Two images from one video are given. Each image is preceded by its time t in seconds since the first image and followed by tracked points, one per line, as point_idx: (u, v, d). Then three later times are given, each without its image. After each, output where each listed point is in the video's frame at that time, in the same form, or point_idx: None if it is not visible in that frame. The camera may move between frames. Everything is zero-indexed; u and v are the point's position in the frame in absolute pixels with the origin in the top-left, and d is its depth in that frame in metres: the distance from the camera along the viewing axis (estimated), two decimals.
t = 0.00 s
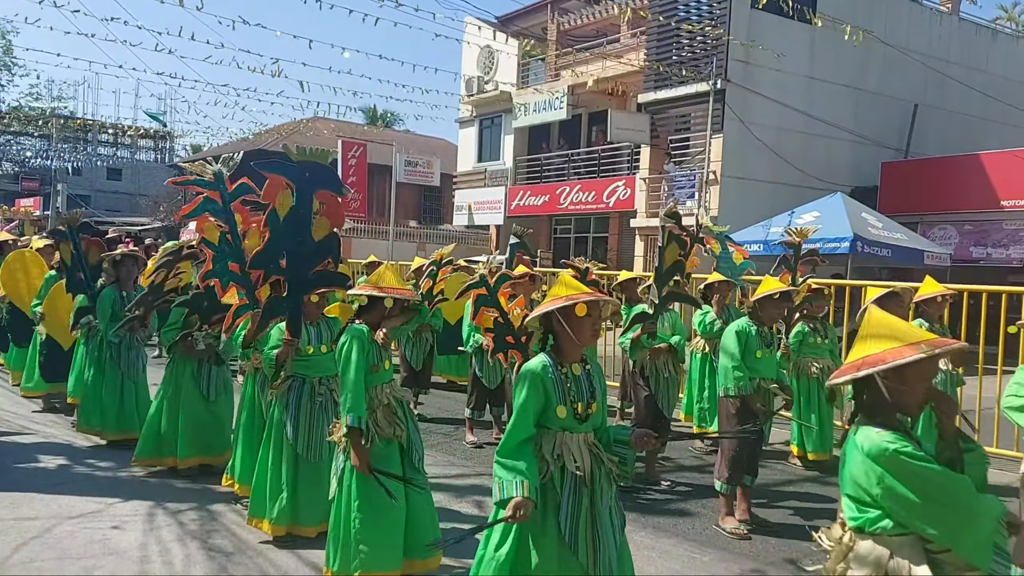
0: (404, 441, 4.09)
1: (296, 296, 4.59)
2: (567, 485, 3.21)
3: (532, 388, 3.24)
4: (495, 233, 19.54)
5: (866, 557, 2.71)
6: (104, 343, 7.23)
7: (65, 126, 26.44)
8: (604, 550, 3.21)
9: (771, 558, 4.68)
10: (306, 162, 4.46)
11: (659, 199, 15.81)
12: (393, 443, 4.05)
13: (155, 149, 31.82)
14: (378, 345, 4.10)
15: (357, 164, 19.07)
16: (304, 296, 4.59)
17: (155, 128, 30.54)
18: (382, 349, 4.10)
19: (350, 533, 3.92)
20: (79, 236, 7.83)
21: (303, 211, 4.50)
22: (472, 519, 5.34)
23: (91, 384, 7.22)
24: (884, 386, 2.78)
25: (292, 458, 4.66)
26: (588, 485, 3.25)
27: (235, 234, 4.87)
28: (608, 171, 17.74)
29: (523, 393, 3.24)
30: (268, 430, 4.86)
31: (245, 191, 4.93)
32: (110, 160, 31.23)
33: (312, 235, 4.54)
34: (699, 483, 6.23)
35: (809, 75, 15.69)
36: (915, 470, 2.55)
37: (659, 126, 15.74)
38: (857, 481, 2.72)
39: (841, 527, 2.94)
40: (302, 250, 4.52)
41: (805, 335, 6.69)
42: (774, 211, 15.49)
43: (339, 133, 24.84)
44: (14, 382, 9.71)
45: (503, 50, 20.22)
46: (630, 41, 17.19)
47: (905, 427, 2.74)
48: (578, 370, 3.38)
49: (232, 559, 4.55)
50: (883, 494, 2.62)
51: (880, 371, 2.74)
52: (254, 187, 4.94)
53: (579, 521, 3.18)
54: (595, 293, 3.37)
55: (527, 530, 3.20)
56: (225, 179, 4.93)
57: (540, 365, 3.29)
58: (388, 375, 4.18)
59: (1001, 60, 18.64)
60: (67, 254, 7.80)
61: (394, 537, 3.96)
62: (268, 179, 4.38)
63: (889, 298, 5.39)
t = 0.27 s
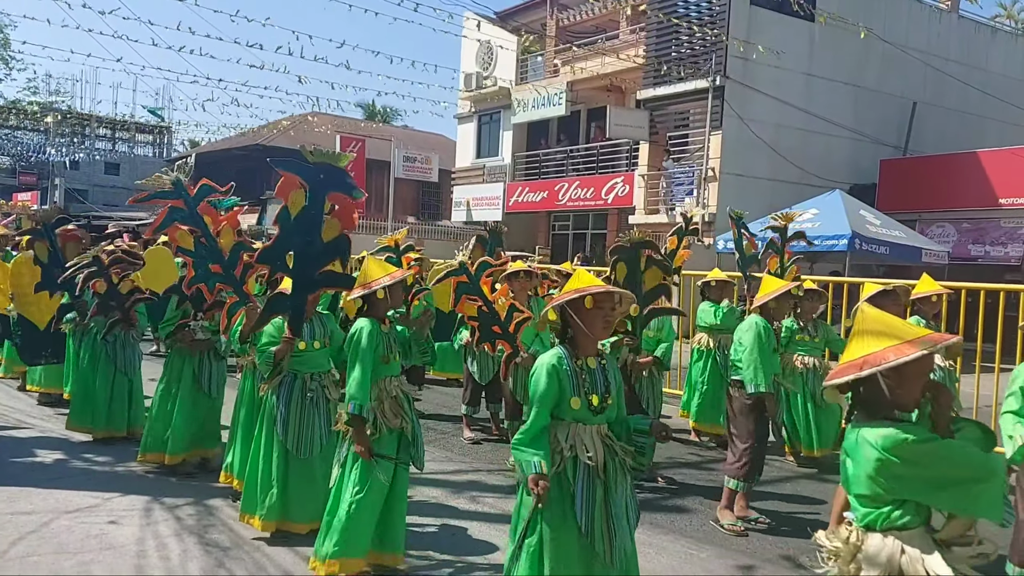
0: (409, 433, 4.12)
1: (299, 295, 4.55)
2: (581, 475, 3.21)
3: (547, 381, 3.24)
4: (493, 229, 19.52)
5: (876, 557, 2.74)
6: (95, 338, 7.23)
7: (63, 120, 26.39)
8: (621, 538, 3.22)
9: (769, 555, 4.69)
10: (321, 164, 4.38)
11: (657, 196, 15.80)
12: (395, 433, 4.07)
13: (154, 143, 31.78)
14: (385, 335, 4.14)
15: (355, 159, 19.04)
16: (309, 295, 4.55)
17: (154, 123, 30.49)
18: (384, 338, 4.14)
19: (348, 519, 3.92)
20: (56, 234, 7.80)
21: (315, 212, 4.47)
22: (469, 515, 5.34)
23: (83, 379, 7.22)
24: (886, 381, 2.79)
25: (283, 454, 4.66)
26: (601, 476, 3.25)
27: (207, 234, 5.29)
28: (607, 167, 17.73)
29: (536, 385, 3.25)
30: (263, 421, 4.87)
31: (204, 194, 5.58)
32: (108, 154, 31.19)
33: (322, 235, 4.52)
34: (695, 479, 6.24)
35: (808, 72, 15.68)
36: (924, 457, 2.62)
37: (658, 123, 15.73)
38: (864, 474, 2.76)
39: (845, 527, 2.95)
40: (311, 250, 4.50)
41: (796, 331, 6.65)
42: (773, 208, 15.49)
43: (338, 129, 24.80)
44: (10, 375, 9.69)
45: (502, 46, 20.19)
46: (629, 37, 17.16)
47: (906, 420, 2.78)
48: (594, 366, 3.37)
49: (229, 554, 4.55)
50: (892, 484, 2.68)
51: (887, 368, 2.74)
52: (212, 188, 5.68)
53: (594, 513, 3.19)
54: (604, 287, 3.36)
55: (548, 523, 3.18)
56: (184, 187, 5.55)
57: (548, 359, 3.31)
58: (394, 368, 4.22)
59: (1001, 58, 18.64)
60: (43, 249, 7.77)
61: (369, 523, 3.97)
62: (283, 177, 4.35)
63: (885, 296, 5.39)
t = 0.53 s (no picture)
0: (402, 427, 4.14)
1: (293, 289, 4.52)
2: (577, 471, 3.21)
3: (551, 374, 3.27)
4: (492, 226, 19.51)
5: (882, 558, 2.73)
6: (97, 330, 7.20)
7: (60, 115, 26.35)
8: (615, 533, 3.21)
9: (765, 551, 4.70)
10: (293, 154, 4.37)
11: (655, 193, 15.79)
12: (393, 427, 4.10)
13: (151, 139, 31.74)
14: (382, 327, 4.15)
15: (354, 155, 19.02)
16: (303, 289, 4.52)
17: (151, 118, 30.45)
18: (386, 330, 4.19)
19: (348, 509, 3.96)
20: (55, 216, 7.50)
21: (294, 204, 4.47)
22: (465, 511, 5.35)
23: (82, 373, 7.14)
24: (889, 378, 2.79)
25: (277, 452, 4.64)
26: (597, 473, 3.25)
27: (218, 224, 5.18)
28: (606, 164, 17.72)
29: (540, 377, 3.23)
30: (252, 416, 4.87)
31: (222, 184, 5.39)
32: (106, 150, 31.16)
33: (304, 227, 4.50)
34: (691, 476, 6.25)
35: (806, 69, 15.67)
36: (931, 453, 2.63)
37: (656, 119, 15.72)
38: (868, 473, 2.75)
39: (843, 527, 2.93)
40: (295, 243, 4.48)
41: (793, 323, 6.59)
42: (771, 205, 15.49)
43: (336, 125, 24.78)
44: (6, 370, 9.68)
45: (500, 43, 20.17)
46: (628, 33, 17.14)
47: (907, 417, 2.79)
48: (592, 361, 3.38)
49: (225, 550, 4.55)
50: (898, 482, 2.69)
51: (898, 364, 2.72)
52: (231, 180, 5.48)
53: (589, 510, 3.17)
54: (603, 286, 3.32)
55: (539, 520, 3.19)
56: (204, 175, 5.35)
57: (552, 355, 3.31)
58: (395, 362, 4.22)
59: (999, 55, 18.63)
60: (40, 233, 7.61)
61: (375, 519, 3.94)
62: (261, 176, 4.39)
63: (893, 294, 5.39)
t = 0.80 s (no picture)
0: (384, 428, 4.03)
1: (281, 293, 4.54)
2: (580, 468, 3.20)
3: (556, 368, 3.20)
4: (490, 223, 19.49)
5: (870, 556, 2.73)
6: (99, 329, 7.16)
7: (57, 112, 26.30)
8: (619, 528, 3.21)
9: (763, 547, 4.70)
10: (269, 159, 4.35)
11: (653, 189, 15.78)
12: (374, 429, 4.00)
13: (149, 136, 31.70)
14: (364, 326, 4.09)
15: (351, 152, 19.00)
16: (291, 292, 4.54)
17: (149, 115, 30.40)
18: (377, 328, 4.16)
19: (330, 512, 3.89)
20: (59, 209, 7.67)
21: (274, 210, 4.46)
22: (463, 507, 5.34)
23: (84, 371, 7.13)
24: (893, 374, 2.79)
25: (275, 450, 4.65)
26: (599, 467, 3.25)
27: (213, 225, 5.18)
28: (604, 160, 17.71)
29: (542, 374, 3.18)
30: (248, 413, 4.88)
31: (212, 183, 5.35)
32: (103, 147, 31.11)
33: (287, 231, 4.49)
34: (689, 472, 6.25)
35: (804, 64, 15.65)
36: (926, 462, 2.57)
37: (654, 115, 15.70)
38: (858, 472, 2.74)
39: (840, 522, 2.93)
40: (279, 248, 4.48)
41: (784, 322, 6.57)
42: (769, 201, 15.49)
43: (333, 121, 24.74)
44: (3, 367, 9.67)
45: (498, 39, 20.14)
46: (625, 29, 17.11)
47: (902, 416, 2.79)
48: (590, 357, 3.40)
49: (223, 547, 4.55)
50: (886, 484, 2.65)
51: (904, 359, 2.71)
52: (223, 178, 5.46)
53: (593, 505, 3.17)
54: (593, 284, 3.33)
55: (539, 512, 3.21)
56: (192, 175, 5.35)
57: (549, 352, 3.24)
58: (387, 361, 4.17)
59: (997, 50, 18.62)
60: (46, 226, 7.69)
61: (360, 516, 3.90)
62: (237, 185, 4.42)
63: (895, 291, 5.37)
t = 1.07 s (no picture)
0: (367, 428, 3.94)
1: (284, 296, 4.55)
2: (584, 464, 3.21)
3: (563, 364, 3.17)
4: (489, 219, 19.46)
5: (873, 551, 2.74)
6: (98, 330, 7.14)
7: (56, 111, 26.28)
8: (623, 522, 3.23)
9: (765, 543, 4.70)
10: (283, 165, 4.42)
11: (653, 184, 15.76)
12: (355, 431, 3.93)
13: (148, 135, 31.68)
14: (346, 326, 4.00)
15: (351, 150, 18.98)
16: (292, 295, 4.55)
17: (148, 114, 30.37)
18: (365, 330, 4.01)
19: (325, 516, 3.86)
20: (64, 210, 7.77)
21: (283, 213, 4.47)
22: (465, 505, 5.35)
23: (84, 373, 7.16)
24: (900, 371, 2.80)
25: (276, 448, 4.66)
26: (603, 461, 3.26)
27: (208, 229, 5.27)
28: (603, 157, 17.68)
29: (550, 365, 3.17)
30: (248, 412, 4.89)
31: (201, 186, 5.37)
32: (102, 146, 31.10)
33: (294, 236, 4.49)
34: (690, 468, 6.25)
35: (804, 59, 15.63)
36: (921, 451, 2.64)
37: (653, 111, 15.68)
38: (861, 467, 2.73)
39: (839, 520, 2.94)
40: (286, 252, 4.48)
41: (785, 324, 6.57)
42: (769, 196, 15.47)
43: (333, 119, 24.70)
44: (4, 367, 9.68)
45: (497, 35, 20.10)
46: (624, 25, 17.08)
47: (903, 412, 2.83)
48: (593, 354, 3.37)
49: (226, 545, 4.56)
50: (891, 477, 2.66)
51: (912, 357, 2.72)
52: (210, 180, 5.44)
53: (599, 497, 3.18)
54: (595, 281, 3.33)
55: (549, 508, 3.19)
56: (181, 179, 5.33)
57: (556, 346, 3.23)
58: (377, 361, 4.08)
59: (997, 44, 18.59)
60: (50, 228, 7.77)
61: (353, 515, 3.85)
62: (248, 190, 4.38)
63: (893, 286, 5.36)
